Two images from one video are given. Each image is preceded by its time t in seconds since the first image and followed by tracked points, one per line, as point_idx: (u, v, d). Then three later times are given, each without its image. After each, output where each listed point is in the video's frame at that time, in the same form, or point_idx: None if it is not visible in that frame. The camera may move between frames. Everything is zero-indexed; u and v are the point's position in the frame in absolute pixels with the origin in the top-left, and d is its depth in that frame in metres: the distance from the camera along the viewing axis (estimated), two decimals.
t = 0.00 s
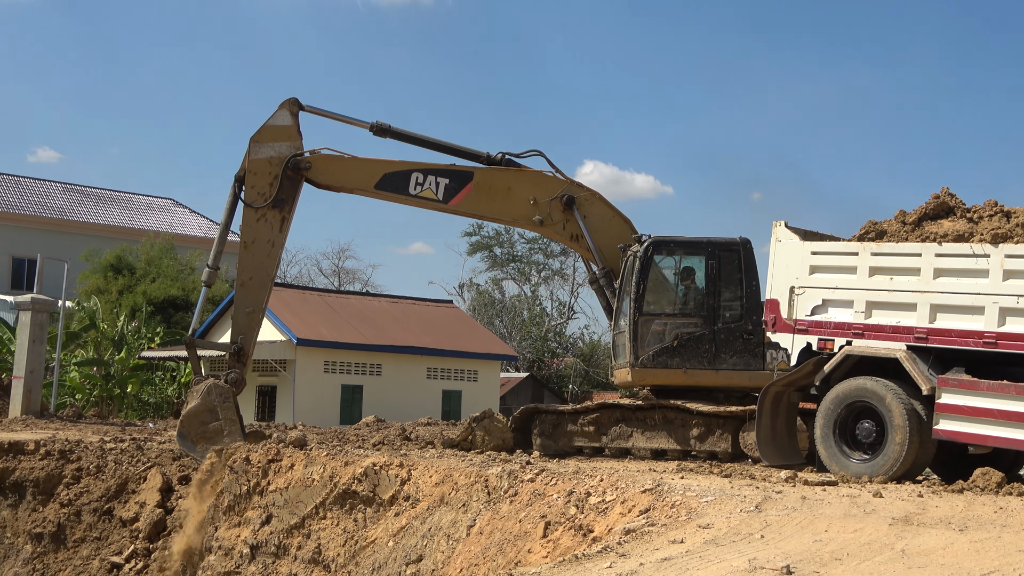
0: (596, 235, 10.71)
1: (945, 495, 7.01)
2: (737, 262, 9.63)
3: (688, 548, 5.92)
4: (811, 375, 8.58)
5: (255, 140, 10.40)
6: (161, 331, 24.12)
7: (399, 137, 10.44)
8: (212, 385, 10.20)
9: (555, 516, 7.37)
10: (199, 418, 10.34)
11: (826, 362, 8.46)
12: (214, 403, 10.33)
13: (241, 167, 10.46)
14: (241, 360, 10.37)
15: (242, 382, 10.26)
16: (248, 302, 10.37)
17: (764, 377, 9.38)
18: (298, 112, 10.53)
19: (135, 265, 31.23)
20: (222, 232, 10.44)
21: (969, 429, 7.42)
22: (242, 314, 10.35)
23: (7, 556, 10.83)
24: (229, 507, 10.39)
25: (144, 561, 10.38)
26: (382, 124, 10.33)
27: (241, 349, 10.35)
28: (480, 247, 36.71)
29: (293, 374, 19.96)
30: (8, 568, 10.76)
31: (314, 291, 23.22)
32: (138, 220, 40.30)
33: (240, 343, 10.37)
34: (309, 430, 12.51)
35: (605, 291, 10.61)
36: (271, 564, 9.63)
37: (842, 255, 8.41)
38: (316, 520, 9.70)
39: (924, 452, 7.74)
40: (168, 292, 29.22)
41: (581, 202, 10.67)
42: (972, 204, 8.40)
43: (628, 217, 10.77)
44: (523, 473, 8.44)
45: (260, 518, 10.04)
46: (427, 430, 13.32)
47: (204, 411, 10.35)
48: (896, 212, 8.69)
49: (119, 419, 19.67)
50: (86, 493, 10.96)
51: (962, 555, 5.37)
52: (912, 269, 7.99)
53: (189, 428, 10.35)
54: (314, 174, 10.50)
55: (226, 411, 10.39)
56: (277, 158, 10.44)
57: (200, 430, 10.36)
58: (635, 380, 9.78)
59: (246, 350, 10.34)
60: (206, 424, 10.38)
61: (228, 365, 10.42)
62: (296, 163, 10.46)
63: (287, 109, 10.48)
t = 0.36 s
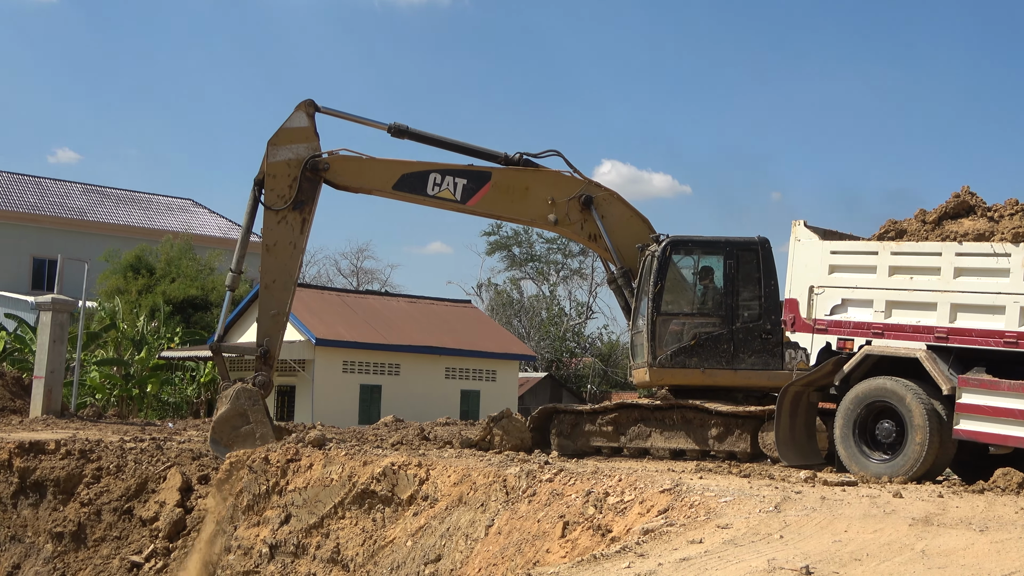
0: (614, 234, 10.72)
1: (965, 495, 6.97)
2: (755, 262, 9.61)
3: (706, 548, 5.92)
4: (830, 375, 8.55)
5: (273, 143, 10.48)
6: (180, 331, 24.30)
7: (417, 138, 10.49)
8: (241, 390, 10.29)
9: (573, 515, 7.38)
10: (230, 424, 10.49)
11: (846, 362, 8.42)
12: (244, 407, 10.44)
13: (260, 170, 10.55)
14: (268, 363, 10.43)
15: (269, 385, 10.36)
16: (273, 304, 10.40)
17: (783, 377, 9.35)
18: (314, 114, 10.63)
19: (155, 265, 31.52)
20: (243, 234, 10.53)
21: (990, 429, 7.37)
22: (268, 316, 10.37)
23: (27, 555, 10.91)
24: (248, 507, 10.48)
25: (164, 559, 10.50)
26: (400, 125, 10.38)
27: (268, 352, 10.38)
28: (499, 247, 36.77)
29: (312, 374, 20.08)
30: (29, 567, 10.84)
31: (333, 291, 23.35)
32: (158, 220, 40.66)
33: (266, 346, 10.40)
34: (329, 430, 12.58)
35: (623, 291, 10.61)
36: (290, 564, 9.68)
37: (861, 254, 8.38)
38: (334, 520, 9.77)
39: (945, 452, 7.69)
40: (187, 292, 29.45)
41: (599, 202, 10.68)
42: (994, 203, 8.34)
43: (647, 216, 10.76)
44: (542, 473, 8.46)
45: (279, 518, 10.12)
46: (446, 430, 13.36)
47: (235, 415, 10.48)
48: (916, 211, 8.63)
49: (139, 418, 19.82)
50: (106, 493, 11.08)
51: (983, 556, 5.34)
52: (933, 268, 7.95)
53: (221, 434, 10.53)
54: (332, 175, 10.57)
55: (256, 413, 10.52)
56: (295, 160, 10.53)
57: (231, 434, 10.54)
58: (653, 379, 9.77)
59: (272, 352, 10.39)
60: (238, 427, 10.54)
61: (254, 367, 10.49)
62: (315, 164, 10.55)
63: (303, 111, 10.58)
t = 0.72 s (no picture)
0: (625, 235, 10.71)
1: (975, 497, 6.95)
2: (765, 262, 9.61)
3: (716, 549, 5.92)
4: (840, 376, 8.54)
5: (283, 145, 10.51)
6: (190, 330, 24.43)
7: (427, 138, 10.52)
8: (263, 391, 10.04)
9: (582, 516, 7.40)
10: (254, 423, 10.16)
11: (856, 363, 8.40)
12: (267, 409, 10.17)
13: (271, 172, 10.59)
14: (288, 365, 10.38)
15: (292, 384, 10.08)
16: (290, 305, 10.42)
17: (793, 377, 9.33)
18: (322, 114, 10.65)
19: (166, 264, 31.66)
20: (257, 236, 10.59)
21: (1001, 431, 7.35)
22: (285, 317, 10.36)
23: (38, 553, 10.99)
24: (258, 506, 10.54)
25: (174, 558, 10.55)
26: (410, 126, 10.41)
27: (287, 353, 10.38)
28: (509, 247, 36.78)
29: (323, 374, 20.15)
30: (39, 566, 10.90)
31: (343, 291, 23.42)
32: (169, 220, 40.83)
33: (285, 348, 10.37)
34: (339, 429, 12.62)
35: (633, 291, 10.61)
36: (300, 564, 9.72)
37: (872, 255, 8.36)
38: (344, 519, 9.82)
39: (955, 453, 7.67)
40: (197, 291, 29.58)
41: (609, 202, 10.68)
42: (1005, 204, 8.30)
43: (657, 217, 10.76)
44: (551, 473, 8.48)
45: (289, 517, 10.20)
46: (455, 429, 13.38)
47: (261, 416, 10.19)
48: (927, 212, 8.59)
49: (149, 418, 19.93)
50: (116, 492, 11.12)
51: (993, 557, 5.33)
52: (943, 269, 7.92)
53: (244, 436, 10.22)
54: (343, 175, 10.61)
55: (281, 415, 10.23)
56: (306, 161, 10.56)
57: (255, 437, 10.23)
58: (663, 380, 9.77)
59: (292, 353, 10.37)
60: (261, 430, 10.23)
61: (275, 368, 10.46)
62: (326, 164, 10.59)
63: (312, 111, 10.61)
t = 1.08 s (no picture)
0: (622, 235, 10.71)
1: (972, 497, 6.95)
2: (762, 263, 9.60)
3: (713, 549, 5.92)
4: (837, 376, 8.54)
5: (279, 147, 10.50)
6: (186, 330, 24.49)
7: (424, 139, 10.51)
8: (269, 394, 10.65)
9: (579, 516, 7.39)
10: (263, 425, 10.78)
11: (853, 364, 8.40)
12: (273, 411, 10.79)
13: (268, 174, 10.58)
14: (293, 366, 10.48)
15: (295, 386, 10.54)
16: (291, 307, 10.43)
17: (790, 378, 9.34)
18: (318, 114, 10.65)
19: (163, 263, 31.62)
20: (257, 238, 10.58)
21: (998, 432, 7.36)
22: (287, 319, 10.38)
23: (34, 553, 10.95)
24: (254, 506, 10.52)
25: (170, 558, 10.54)
26: (407, 126, 10.41)
27: (292, 355, 10.40)
28: (506, 246, 36.76)
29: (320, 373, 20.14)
30: (35, 565, 10.87)
31: (341, 290, 23.40)
32: (167, 219, 40.79)
33: (290, 349, 10.40)
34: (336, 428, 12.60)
35: (630, 291, 10.59)
36: (296, 563, 9.71)
37: (869, 255, 8.37)
38: (341, 519, 9.81)
39: (952, 453, 7.68)
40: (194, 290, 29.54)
41: (606, 202, 10.68)
42: (1003, 205, 8.29)
43: (654, 217, 10.76)
44: (548, 473, 8.48)
45: (285, 517, 10.19)
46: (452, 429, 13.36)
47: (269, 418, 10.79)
48: (925, 213, 8.57)
49: (146, 417, 19.91)
50: (113, 491, 11.09)
51: (989, 558, 5.33)
52: (941, 270, 7.93)
53: (253, 439, 10.80)
54: (340, 175, 10.60)
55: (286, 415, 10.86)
56: (303, 161, 10.55)
57: (263, 439, 10.82)
58: (659, 380, 9.77)
59: (295, 355, 10.40)
60: (269, 432, 10.83)
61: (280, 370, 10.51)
62: (323, 164, 10.58)
63: (307, 112, 10.61)
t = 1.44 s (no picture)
0: (620, 235, 10.71)
1: (969, 498, 6.95)
2: (760, 263, 9.60)
3: (711, 549, 5.92)
4: (835, 377, 8.53)
5: (277, 149, 10.49)
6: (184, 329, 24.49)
7: (422, 139, 10.51)
8: (274, 396, 10.64)
9: (577, 516, 7.39)
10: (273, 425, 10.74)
11: (851, 364, 8.40)
12: (279, 414, 10.72)
13: (267, 176, 10.57)
14: (296, 368, 10.31)
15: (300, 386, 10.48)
16: (293, 309, 10.42)
17: (788, 378, 9.33)
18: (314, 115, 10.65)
19: (161, 262, 31.59)
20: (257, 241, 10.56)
21: (996, 433, 7.36)
22: (290, 320, 10.37)
23: (32, 552, 10.94)
24: (252, 505, 10.51)
25: (168, 557, 10.53)
26: (405, 128, 10.40)
27: (294, 356, 10.30)
28: (505, 246, 36.76)
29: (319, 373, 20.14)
30: (33, 565, 10.87)
31: (339, 290, 23.40)
32: (165, 218, 40.75)
33: (292, 351, 10.33)
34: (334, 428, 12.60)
35: (628, 291, 10.59)
36: (294, 563, 9.71)
37: (868, 256, 8.37)
38: (339, 518, 9.81)
39: (949, 455, 7.68)
40: (192, 289, 29.49)
41: (605, 203, 10.68)
42: (1001, 207, 8.28)
43: (652, 217, 10.76)
44: (546, 473, 8.48)
45: (283, 516, 10.19)
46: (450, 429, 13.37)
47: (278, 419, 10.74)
48: (923, 214, 8.55)
49: (144, 416, 19.89)
50: (111, 490, 11.08)
51: (987, 558, 5.34)
52: (939, 271, 7.94)
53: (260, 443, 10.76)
54: (338, 176, 10.59)
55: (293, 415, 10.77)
56: (301, 163, 10.54)
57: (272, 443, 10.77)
58: (657, 381, 9.77)
59: (299, 356, 10.30)
60: (277, 435, 10.77)
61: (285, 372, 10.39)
62: (321, 164, 10.56)
63: (303, 113, 10.61)
